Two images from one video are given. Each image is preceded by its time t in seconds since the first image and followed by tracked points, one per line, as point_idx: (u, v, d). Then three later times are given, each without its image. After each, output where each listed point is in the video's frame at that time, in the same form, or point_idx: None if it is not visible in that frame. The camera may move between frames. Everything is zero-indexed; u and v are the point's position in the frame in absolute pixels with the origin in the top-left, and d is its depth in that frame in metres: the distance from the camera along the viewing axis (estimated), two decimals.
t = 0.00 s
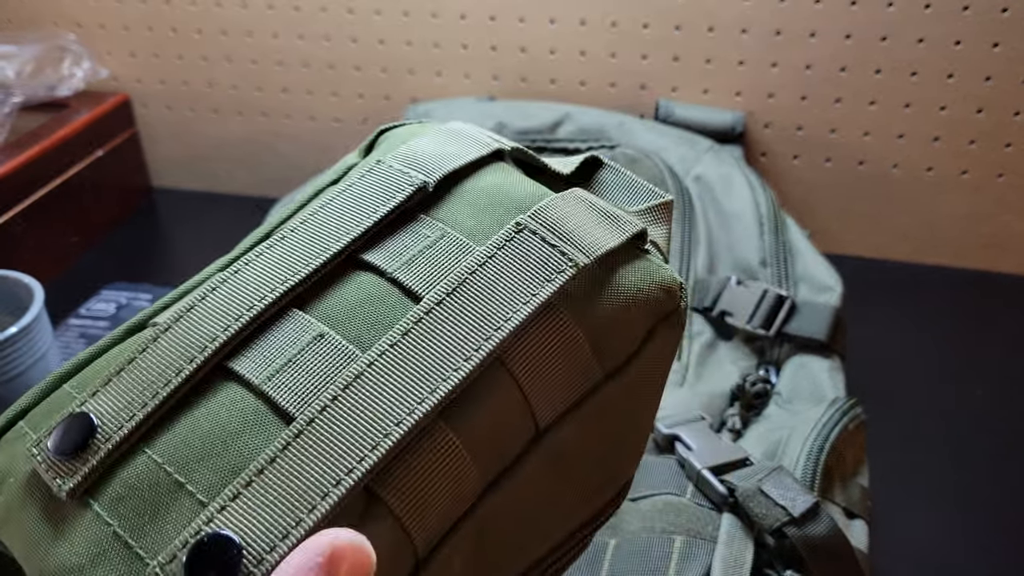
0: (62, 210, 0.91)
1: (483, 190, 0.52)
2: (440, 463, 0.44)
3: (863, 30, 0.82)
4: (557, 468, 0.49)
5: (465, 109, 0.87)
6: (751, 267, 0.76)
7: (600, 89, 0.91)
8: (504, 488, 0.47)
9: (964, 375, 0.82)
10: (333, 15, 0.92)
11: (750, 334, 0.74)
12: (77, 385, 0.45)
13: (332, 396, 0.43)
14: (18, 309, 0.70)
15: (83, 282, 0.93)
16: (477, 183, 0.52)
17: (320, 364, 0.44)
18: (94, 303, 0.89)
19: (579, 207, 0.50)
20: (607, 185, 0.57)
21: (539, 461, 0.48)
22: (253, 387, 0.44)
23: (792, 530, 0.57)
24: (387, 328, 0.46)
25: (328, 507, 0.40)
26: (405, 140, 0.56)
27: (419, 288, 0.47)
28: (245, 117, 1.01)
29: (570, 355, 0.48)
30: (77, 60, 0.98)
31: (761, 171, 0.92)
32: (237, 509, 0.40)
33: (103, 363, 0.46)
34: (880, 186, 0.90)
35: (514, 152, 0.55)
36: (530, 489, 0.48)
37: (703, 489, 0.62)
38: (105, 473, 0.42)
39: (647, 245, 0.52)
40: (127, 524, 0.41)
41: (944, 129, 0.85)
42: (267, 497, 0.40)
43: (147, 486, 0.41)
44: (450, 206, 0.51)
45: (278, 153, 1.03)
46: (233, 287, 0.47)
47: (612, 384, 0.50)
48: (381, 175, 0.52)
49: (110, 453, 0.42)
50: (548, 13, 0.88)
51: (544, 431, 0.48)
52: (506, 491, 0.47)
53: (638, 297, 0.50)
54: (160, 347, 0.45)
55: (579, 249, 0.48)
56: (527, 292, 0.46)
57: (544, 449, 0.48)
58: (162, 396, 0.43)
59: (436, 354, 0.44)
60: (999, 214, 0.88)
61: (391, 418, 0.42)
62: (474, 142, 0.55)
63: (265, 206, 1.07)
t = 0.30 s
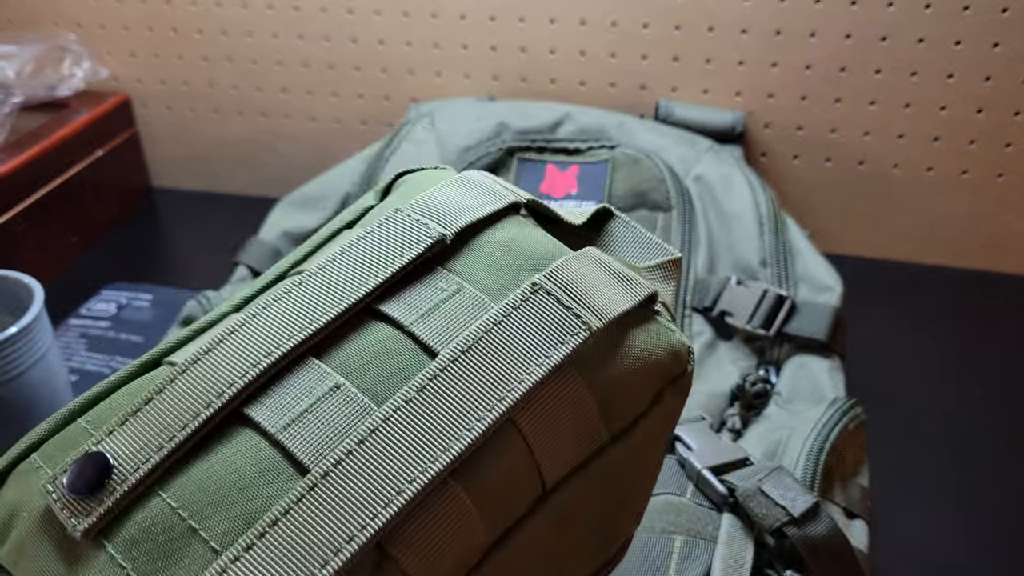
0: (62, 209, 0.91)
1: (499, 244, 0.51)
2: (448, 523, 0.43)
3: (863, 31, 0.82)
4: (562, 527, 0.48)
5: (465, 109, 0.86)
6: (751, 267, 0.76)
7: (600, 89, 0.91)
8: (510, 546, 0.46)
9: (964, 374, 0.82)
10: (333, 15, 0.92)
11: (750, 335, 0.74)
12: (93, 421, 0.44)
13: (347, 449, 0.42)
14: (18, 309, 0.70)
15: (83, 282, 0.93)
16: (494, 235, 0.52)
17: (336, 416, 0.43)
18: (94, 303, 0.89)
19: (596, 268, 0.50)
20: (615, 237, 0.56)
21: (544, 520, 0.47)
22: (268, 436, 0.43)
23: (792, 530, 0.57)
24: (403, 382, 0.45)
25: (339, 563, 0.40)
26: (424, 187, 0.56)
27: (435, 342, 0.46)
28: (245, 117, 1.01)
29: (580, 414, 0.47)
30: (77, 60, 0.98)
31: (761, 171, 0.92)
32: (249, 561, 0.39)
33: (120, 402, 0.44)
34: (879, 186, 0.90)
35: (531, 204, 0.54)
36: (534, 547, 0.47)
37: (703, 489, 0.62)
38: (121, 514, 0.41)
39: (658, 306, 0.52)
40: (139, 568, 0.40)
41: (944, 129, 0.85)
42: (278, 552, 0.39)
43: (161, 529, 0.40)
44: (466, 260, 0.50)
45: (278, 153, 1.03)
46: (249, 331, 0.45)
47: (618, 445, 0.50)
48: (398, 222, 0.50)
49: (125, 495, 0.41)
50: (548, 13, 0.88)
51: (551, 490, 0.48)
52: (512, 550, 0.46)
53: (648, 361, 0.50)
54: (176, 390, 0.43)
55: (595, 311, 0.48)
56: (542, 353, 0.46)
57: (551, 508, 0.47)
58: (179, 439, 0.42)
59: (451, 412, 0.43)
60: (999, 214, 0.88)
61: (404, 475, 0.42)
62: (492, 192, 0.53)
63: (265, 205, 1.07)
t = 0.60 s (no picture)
0: (63, 209, 0.92)
1: (502, 247, 0.51)
2: (446, 536, 0.43)
3: (863, 30, 0.82)
4: (560, 537, 0.48)
5: (465, 109, 0.87)
6: (751, 267, 0.76)
7: (600, 88, 0.91)
8: (509, 558, 0.45)
9: (964, 374, 0.82)
10: (333, 15, 0.92)
11: (750, 335, 0.73)
12: (84, 428, 0.44)
13: (344, 461, 0.42)
14: (19, 308, 0.70)
15: (83, 282, 0.93)
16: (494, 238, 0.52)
17: (333, 426, 0.43)
18: (94, 303, 0.89)
19: (597, 273, 0.50)
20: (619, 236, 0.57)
21: (546, 532, 0.47)
22: (264, 446, 0.42)
23: (792, 530, 0.57)
24: (401, 391, 0.45)
25: None
26: (422, 188, 0.56)
27: (435, 350, 0.46)
28: (245, 117, 1.01)
29: (582, 423, 0.47)
30: (77, 61, 0.98)
31: (761, 171, 0.93)
32: None
33: (113, 409, 0.44)
34: (880, 186, 0.90)
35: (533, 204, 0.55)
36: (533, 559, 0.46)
37: (703, 488, 0.62)
38: (113, 526, 0.40)
39: (664, 311, 0.53)
40: None
41: (944, 129, 0.85)
42: (274, 566, 0.39)
43: (154, 542, 0.40)
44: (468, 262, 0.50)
45: (279, 153, 1.03)
46: (246, 336, 0.45)
47: (619, 455, 0.50)
48: (397, 225, 0.50)
49: (118, 507, 0.40)
50: (548, 13, 0.88)
51: (552, 500, 0.47)
52: (511, 561, 0.45)
53: (651, 367, 0.50)
54: (170, 397, 0.43)
55: (596, 319, 0.48)
56: (543, 362, 0.46)
57: (551, 518, 0.47)
58: (172, 449, 0.42)
59: (450, 423, 0.43)
60: (999, 214, 0.88)
61: (402, 489, 0.42)
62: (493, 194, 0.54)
63: (266, 205, 1.07)
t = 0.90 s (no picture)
0: (62, 209, 0.92)
1: (503, 253, 0.51)
2: (444, 550, 0.42)
3: (863, 30, 0.82)
4: (559, 550, 0.48)
5: (464, 109, 0.87)
6: (751, 267, 0.76)
7: (599, 88, 0.91)
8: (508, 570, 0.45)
9: (964, 374, 0.82)
10: (333, 16, 0.92)
11: (750, 335, 0.74)
12: (77, 433, 0.44)
13: (340, 473, 0.41)
14: (18, 308, 0.70)
15: (83, 282, 0.93)
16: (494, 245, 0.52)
17: (329, 437, 0.43)
18: (94, 303, 0.89)
19: (599, 281, 0.50)
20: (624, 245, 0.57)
21: (544, 544, 0.47)
22: (259, 456, 0.42)
23: (792, 530, 0.57)
24: (399, 401, 0.45)
25: None
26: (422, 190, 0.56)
27: (434, 360, 0.46)
28: (245, 117, 1.01)
29: (583, 435, 0.47)
30: (77, 60, 0.98)
31: (761, 171, 0.93)
32: None
33: (106, 414, 0.44)
34: (880, 186, 0.90)
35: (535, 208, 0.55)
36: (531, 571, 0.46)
37: (703, 488, 0.62)
38: (105, 535, 0.40)
39: (668, 319, 0.53)
40: None
41: (944, 129, 0.85)
42: None
43: (146, 553, 0.40)
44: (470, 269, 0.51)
45: (279, 153, 1.03)
46: (242, 343, 0.45)
47: (620, 467, 0.50)
48: (396, 231, 0.50)
49: (109, 516, 0.40)
50: (548, 13, 0.88)
51: (551, 513, 0.47)
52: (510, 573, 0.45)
53: (653, 378, 0.50)
54: (164, 404, 0.43)
55: (598, 328, 0.48)
56: (544, 373, 0.46)
57: (551, 530, 0.47)
58: (165, 458, 0.41)
59: (448, 435, 0.43)
60: (999, 214, 0.88)
61: (399, 503, 0.41)
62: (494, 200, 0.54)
63: (266, 205, 1.07)
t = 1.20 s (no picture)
0: (62, 209, 0.92)
1: (505, 290, 0.49)
2: None
3: (863, 30, 0.82)
4: None
5: (464, 109, 0.87)
6: (751, 267, 0.76)
7: (599, 88, 0.91)
8: None
9: (964, 374, 0.82)
10: (334, 16, 0.92)
11: (750, 334, 0.74)
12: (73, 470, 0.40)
13: (370, 523, 0.40)
14: (18, 308, 0.70)
15: (83, 282, 0.93)
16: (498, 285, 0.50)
17: (354, 485, 0.41)
18: (94, 303, 0.89)
19: (601, 323, 0.48)
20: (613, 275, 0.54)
21: None
22: (283, 504, 0.40)
23: (792, 530, 0.57)
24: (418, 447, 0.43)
25: None
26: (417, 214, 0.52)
27: (453, 406, 0.44)
28: (245, 117, 1.01)
29: (585, 476, 0.47)
30: (77, 60, 0.98)
31: (761, 171, 0.93)
32: None
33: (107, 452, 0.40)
34: (879, 186, 0.90)
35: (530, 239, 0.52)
36: None
37: (703, 488, 0.62)
38: None
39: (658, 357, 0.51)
40: None
41: (944, 129, 0.85)
42: None
43: None
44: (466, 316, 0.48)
45: (279, 153, 1.03)
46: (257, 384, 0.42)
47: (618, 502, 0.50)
48: (405, 269, 0.47)
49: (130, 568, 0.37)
50: (548, 13, 0.88)
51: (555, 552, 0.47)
52: None
53: (653, 417, 0.49)
54: (181, 447, 0.40)
55: (605, 374, 0.47)
56: (559, 421, 0.45)
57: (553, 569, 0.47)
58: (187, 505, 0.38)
59: (473, 482, 0.42)
60: (999, 214, 0.89)
61: (428, 555, 0.41)
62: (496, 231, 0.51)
63: (266, 205, 1.07)
